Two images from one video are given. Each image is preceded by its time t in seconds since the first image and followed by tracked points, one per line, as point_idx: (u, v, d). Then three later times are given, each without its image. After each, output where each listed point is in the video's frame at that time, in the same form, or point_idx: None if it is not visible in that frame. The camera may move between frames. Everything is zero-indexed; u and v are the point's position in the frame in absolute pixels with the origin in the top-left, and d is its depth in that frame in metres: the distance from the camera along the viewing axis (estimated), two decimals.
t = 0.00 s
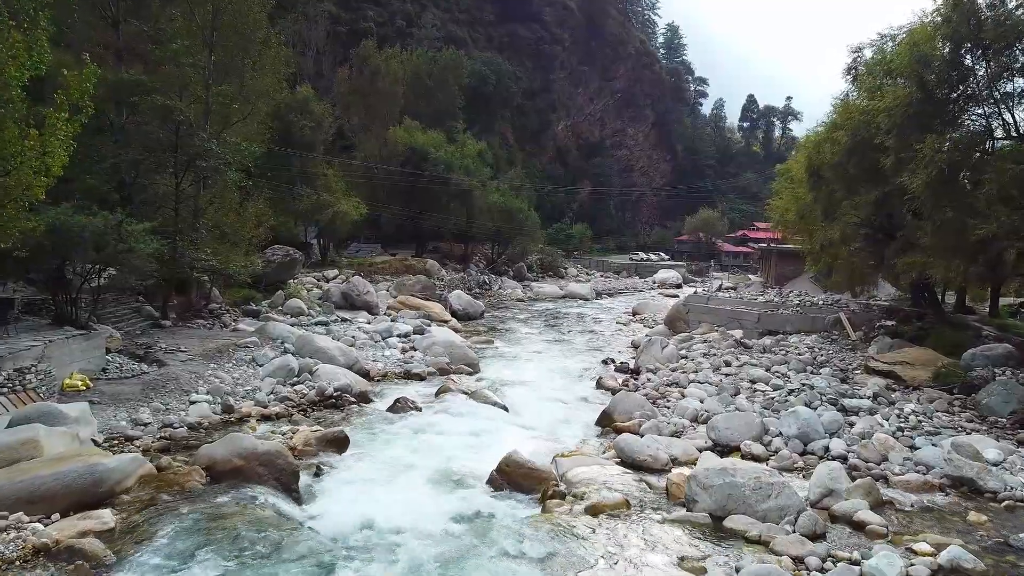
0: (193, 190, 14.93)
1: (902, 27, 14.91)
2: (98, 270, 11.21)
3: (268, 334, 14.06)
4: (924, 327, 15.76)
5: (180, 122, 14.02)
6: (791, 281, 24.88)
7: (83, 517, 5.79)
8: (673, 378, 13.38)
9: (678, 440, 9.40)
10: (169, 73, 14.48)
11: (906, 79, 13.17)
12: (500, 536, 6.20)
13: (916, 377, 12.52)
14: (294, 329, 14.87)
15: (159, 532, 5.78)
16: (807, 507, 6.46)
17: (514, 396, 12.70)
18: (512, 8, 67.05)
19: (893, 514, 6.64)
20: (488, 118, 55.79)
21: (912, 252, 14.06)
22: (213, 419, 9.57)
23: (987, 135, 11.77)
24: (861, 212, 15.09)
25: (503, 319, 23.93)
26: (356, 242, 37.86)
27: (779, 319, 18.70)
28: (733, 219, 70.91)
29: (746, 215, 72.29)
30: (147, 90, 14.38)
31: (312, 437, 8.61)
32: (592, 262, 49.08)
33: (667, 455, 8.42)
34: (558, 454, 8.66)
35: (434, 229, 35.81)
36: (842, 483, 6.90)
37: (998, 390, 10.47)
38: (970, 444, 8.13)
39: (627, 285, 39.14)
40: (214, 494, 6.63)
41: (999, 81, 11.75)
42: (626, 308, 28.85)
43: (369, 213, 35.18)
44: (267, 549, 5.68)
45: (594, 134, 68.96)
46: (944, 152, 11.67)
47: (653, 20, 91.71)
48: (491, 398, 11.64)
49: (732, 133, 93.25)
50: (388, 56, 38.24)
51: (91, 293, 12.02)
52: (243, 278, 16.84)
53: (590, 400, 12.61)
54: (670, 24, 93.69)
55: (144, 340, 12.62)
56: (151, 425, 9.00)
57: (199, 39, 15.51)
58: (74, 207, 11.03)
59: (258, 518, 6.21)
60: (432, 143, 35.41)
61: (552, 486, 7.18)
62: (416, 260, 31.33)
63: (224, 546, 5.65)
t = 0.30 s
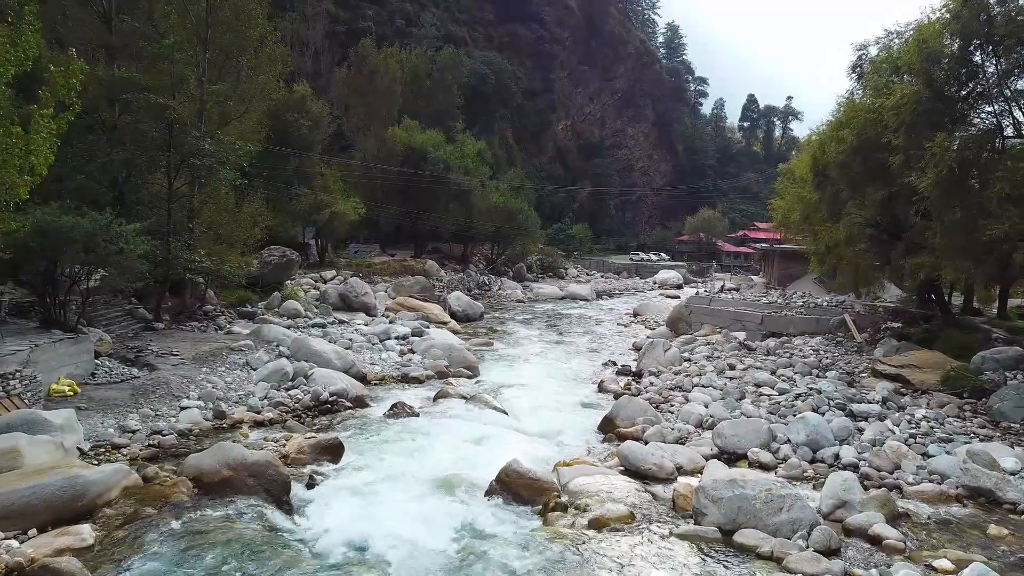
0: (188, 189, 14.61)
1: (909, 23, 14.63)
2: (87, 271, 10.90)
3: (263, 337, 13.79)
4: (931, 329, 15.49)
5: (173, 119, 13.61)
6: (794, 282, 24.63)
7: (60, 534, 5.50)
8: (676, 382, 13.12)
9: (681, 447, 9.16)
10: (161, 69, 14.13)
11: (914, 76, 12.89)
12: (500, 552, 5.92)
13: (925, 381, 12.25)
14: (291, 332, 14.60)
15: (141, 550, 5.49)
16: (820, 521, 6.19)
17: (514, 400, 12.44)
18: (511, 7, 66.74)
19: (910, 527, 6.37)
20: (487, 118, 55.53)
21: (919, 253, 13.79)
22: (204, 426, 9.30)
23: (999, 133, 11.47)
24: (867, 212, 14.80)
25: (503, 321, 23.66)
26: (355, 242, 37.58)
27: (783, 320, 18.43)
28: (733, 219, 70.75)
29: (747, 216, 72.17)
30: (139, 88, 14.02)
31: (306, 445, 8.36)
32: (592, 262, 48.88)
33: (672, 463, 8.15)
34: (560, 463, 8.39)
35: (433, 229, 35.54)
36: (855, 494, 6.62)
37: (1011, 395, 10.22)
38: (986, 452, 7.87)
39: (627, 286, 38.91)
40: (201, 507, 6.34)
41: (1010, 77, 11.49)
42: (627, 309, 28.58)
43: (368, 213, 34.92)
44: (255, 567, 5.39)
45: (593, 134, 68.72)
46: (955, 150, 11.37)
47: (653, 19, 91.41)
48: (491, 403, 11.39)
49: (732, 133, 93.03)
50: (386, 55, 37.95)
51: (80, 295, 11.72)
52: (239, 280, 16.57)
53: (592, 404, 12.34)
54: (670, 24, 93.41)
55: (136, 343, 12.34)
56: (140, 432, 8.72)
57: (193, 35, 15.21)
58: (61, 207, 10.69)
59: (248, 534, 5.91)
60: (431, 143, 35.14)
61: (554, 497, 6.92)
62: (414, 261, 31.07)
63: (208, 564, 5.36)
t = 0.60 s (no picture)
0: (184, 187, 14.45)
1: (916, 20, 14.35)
2: (76, 273, 10.63)
3: (258, 339, 13.52)
4: (938, 331, 15.23)
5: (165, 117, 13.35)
6: (797, 283, 24.36)
7: (36, 550, 5.22)
8: (678, 385, 12.86)
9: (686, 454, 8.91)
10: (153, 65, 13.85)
11: (922, 73, 12.62)
12: (500, 568, 5.67)
13: (933, 385, 11.99)
14: (286, 334, 14.35)
15: (121, 567, 5.23)
16: (833, 534, 5.94)
17: (514, 404, 12.19)
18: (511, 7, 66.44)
19: (927, 541, 6.10)
20: (487, 117, 55.24)
21: (927, 253, 13.51)
22: (195, 432, 9.03)
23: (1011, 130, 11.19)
24: (873, 212, 14.53)
25: (502, 322, 23.39)
26: (354, 243, 37.30)
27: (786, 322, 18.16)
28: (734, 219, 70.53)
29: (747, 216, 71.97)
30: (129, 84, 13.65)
31: (299, 452, 8.11)
32: (593, 262, 48.63)
33: (677, 472, 7.90)
34: (561, 471, 8.14)
35: (432, 229, 35.28)
36: (868, 506, 6.37)
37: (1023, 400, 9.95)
38: (1002, 461, 7.59)
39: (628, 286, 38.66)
40: (187, 520, 6.07)
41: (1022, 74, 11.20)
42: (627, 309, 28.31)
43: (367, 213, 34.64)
44: None
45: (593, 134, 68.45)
46: (965, 149, 11.11)
47: (653, 19, 91.12)
48: (490, 407, 11.12)
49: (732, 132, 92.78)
50: (385, 54, 37.67)
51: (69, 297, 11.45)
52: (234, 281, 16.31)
53: (594, 408, 12.08)
54: (670, 24, 93.14)
55: (127, 346, 12.07)
56: (127, 439, 8.45)
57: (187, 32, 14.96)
58: (48, 206, 10.42)
59: (237, 548, 5.66)
60: (430, 142, 34.87)
61: (555, 509, 6.67)
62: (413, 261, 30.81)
63: None
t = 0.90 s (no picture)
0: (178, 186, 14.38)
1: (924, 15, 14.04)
2: (61, 274, 10.33)
3: (252, 342, 13.23)
4: (946, 332, 14.95)
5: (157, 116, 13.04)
6: (800, 283, 24.07)
7: (5, 570, 4.93)
8: (681, 389, 12.58)
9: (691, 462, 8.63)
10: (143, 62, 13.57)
11: (931, 69, 12.31)
12: None
13: (943, 389, 11.71)
14: (281, 336, 14.06)
15: None
16: (848, 551, 5.64)
17: (513, 408, 11.92)
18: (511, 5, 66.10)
19: (947, 558, 5.81)
20: (487, 117, 54.92)
21: (935, 254, 13.22)
22: (184, 439, 8.76)
23: None
24: (880, 212, 14.25)
25: (502, 323, 23.12)
26: (352, 242, 37.03)
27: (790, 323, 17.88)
28: (735, 219, 70.29)
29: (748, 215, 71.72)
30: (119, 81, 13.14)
31: (290, 461, 7.83)
32: (593, 262, 48.37)
33: (682, 481, 7.62)
34: (563, 480, 7.87)
35: (432, 229, 35.00)
36: (884, 519, 6.09)
37: None
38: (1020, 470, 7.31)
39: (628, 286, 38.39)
40: (168, 535, 5.78)
41: None
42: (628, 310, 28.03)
43: (365, 213, 34.35)
44: None
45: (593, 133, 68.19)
46: (978, 146, 10.79)
47: (653, 17, 90.81)
48: (490, 412, 10.84)
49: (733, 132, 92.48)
50: (383, 53, 37.36)
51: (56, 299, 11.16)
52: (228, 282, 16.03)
53: (596, 412, 11.79)
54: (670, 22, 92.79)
55: (117, 348, 11.79)
56: (113, 446, 8.18)
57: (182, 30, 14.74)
58: (33, 206, 10.15)
59: (220, 566, 5.37)
60: (429, 141, 34.58)
61: (556, 522, 6.39)
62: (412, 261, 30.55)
63: None
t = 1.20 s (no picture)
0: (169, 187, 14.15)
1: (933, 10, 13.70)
2: (44, 277, 9.99)
3: (244, 345, 12.90)
4: (954, 335, 14.64)
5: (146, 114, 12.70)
6: (803, 284, 23.76)
7: None
8: (685, 393, 12.27)
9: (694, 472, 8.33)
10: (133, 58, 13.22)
11: (941, 65, 11.99)
12: None
13: (953, 393, 11.40)
14: (275, 340, 13.73)
15: None
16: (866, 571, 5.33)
17: (512, 413, 11.61)
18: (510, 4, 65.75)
19: None
20: (487, 116, 54.58)
21: (945, 255, 12.91)
22: (170, 448, 8.43)
23: None
24: (888, 212, 13.92)
25: (501, 324, 22.82)
26: (350, 242, 36.72)
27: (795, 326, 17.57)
28: (736, 219, 69.99)
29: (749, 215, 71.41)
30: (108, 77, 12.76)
31: (279, 472, 7.53)
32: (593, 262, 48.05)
33: (689, 494, 7.31)
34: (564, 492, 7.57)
35: (430, 229, 34.70)
36: (902, 535, 5.78)
37: None
38: None
39: (629, 287, 38.07)
40: (145, 555, 5.46)
41: None
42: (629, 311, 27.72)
43: (363, 213, 34.04)
44: None
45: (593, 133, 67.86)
46: (991, 145, 10.46)
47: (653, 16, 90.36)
48: (488, 418, 10.53)
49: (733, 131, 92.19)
50: (382, 51, 37.02)
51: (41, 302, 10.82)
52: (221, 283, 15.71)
53: (597, 418, 11.47)
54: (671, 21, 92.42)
55: (105, 352, 11.46)
56: (96, 457, 7.85)
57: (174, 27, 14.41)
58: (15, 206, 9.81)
59: None
60: (428, 140, 34.25)
61: (557, 539, 6.09)
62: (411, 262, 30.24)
63: None
